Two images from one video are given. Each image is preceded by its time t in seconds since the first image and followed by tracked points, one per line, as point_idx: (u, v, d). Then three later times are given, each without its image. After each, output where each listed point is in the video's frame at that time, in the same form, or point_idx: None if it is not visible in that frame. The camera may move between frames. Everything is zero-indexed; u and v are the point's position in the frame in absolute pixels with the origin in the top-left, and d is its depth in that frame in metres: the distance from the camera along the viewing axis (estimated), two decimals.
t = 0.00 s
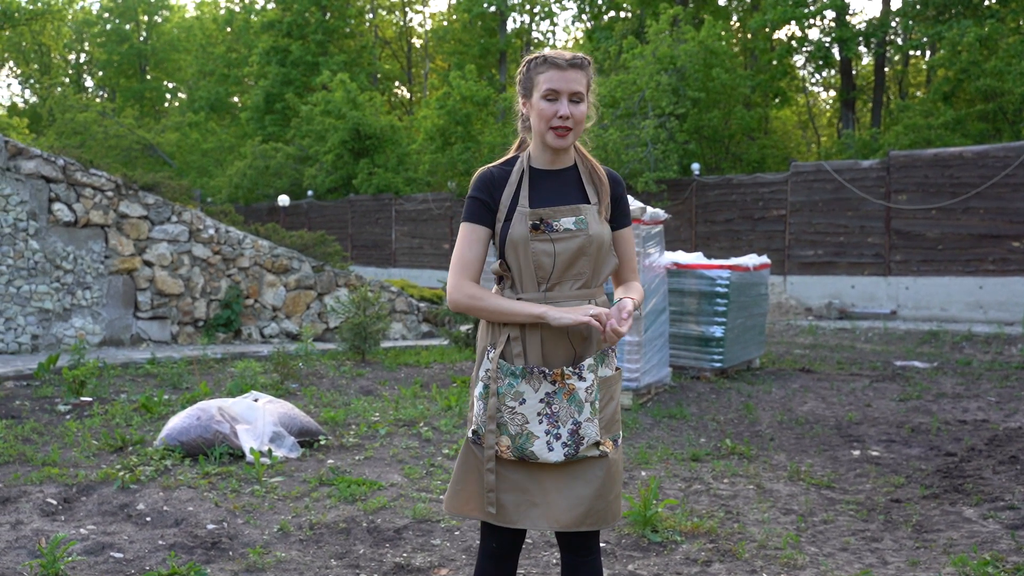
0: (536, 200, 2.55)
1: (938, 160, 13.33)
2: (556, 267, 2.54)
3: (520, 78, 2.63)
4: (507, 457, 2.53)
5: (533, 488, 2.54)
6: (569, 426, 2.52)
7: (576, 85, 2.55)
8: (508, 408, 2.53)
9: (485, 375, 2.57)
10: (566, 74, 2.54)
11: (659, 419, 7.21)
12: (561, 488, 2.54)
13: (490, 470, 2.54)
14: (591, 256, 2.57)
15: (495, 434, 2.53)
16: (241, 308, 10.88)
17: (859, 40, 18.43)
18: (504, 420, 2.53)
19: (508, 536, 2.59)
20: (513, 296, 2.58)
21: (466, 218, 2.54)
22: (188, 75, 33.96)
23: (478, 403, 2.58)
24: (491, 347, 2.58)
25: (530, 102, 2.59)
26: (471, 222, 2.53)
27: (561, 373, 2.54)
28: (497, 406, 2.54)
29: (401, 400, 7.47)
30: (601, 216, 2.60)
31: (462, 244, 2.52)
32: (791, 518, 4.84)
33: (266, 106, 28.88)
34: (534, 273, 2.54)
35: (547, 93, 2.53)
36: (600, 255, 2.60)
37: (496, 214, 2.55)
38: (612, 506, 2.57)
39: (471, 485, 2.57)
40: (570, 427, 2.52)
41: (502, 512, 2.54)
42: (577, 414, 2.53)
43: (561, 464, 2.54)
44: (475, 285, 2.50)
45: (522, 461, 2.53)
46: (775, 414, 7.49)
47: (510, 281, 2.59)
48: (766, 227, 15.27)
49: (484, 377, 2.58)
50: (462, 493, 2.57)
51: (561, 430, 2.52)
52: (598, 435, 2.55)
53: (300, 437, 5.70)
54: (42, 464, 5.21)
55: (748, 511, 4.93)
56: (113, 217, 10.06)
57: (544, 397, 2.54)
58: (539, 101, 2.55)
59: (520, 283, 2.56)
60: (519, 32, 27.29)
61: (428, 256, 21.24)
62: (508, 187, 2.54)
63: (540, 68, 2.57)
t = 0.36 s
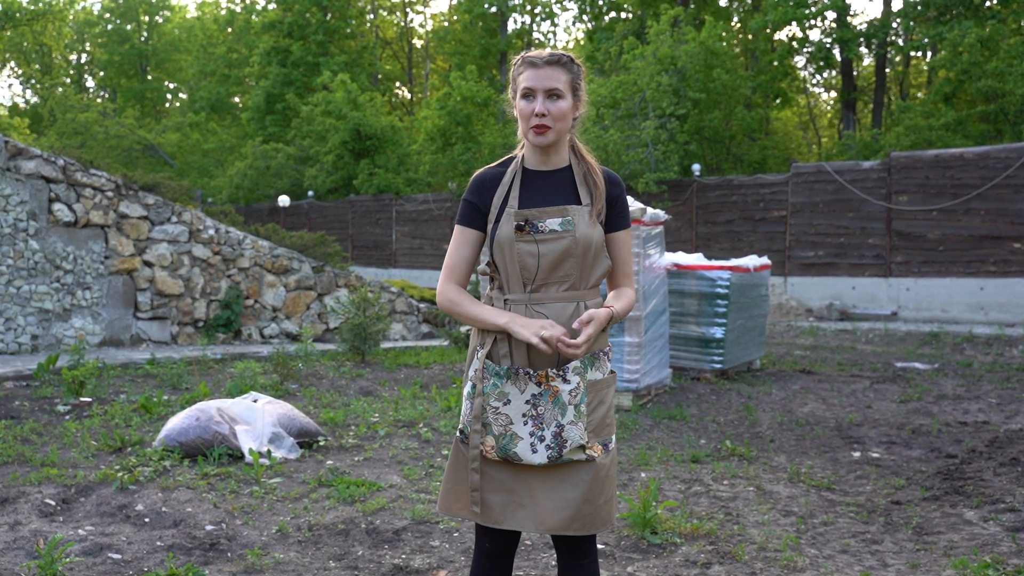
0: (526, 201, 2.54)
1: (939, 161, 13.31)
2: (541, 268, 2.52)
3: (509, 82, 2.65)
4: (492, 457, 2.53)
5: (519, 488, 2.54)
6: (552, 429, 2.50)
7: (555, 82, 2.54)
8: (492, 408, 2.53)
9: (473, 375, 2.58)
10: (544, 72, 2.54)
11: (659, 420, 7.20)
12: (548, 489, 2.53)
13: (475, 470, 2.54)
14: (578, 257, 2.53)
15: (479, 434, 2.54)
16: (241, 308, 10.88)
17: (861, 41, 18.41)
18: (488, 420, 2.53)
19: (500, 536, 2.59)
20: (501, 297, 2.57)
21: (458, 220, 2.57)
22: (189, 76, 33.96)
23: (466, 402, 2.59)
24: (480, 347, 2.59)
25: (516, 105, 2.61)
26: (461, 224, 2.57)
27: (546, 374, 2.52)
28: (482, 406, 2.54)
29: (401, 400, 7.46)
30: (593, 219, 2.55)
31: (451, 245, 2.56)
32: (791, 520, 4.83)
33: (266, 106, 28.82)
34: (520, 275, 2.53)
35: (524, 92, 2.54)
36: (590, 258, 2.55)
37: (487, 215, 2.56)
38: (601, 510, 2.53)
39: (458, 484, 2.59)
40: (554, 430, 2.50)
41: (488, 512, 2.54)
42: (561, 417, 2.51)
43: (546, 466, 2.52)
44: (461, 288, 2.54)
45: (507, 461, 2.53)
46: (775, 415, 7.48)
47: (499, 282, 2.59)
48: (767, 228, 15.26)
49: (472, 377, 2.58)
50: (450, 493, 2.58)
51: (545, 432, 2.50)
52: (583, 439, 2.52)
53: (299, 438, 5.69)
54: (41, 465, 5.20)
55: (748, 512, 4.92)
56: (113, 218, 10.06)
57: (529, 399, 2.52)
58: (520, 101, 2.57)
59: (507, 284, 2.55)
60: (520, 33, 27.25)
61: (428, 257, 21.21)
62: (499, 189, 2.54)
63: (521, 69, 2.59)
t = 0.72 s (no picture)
0: (514, 202, 2.52)
1: (942, 162, 13.28)
2: (530, 270, 2.49)
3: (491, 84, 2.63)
4: (485, 460, 2.52)
5: (512, 491, 2.53)
6: (546, 430, 2.48)
7: (537, 81, 2.51)
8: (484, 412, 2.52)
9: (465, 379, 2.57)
10: (525, 72, 2.51)
11: (661, 421, 7.18)
12: (542, 492, 2.51)
13: (468, 473, 2.53)
14: (568, 259, 2.50)
15: (472, 437, 2.53)
16: (243, 309, 10.88)
17: (864, 41, 18.39)
18: (481, 423, 2.52)
19: (497, 539, 2.57)
20: (491, 300, 2.54)
21: (445, 223, 2.56)
22: (192, 76, 34.01)
23: (459, 405, 2.59)
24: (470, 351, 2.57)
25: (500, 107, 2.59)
26: (448, 227, 2.56)
27: (538, 376, 2.50)
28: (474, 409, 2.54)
29: (403, 402, 7.45)
30: (583, 219, 2.52)
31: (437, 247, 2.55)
32: (793, 522, 4.81)
33: (269, 107, 28.79)
34: (510, 277, 2.50)
35: (507, 93, 2.51)
36: (580, 259, 2.52)
37: (474, 218, 2.54)
38: (595, 512, 2.51)
39: (451, 488, 2.58)
40: (547, 432, 2.48)
41: (481, 515, 2.53)
42: (553, 419, 2.49)
43: (540, 468, 2.51)
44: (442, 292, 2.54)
45: (500, 464, 2.52)
46: (778, 416, 7.47)
47: (489, 285, 2.56)
48: (769, 228, 15.24)
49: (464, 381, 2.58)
50: (443, 497, 2.57)
51: (538, 434, 2.48)
52: (576, 440, 2.50)
53: (301, 439, 5.68)
54: (43, 465, 5.21)
55: (751, 514, 4.90)
56: (116, 218, 10.06)
57: (522, 401, 2.50)
58: (502, 102, 2.54)
59: (497, 287, 2.53)
60: (523, 33, 27.22)
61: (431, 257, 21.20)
62: (486, 191, 2.53)
63: (503, 70, 2.56)
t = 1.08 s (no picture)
0: (505, 205, 2.51)
1: (949, 161, 13.24)
2: (524, 272, 2.48)
3: (480, 82, 2.61)
4: (484, 464, 2.50)
5: (511, 494, 2.51)
6: (545, 433, 2.47)
7: (531, 80, 2.50)
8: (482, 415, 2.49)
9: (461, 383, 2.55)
10: (519, 71, 2.50)
11: (667, 422, 7.16)
12: (540, 495, 2.50)
13: (466, 478, 2.52)
14: (561, 260, 2.50)
15: (470, 442, 2.51)
16: (249, 310, 10.89)
17: (870, 41, 18.34)
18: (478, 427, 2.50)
19: (496, 543, 2.56)
20: (484, 302, 2.53)
21: (432, 226, 2.54)
22: (198, 77, 34.09)
23: (456, 410, 2.57)
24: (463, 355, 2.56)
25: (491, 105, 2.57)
26: (436, 229, 2.53)
27: (536, 378, 2.49)
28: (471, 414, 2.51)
29: (408, 402, 7.45)
30: (574, 220, 2.52)
31: (426, 250, 2.53)
32: (800, 523, 4.80)
33: (275, 108, 28.81)
34: (504, 280, 2.49)
35: (500, 91, 2.49)
36: (572, 259, 2.52)
37: (464, 221, 2.53)
38: (594, 512, 2.51)
39: (449, 493, 2.56)
40: (546, 434, 2.47)
41: (480, 519, 2.52)
42: (553, 420, 2.48)
43: (539, 471, 2.50)
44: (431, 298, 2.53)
45: (499, 468, 2.50)
46: (784, 417, 7.44)
47: (482, 287, 2.55)
48: (776, 228, 15.21)
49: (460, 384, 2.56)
50: (441, 502, 2.56)
51: (538, 437, 2.47)
52: (575, 441, 2.49)
53: (306, 439, 5.68)
54: (50, 466, 5.22)
55: (757, 515, 4.89)
56: (122, 219, 10.08)
57: (519, 404, 2.49)
58: (495, 100, 2.51)
59: (490, 289, 2.52)
60: (529, 33, 27.18)
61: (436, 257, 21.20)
62: (475, 193, 2.52)
63: (495, 69, 2.54)
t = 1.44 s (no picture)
0: (502, 205, 2.51)
1: (956, 162, 13.20)
2: (527, 272, 2.48)
3: (474, 84, 2.60)
4: (489, 466, 2.48)
5: (515, 497, 2.49)
6: (550, 432, 2.48)
7: (533, 85, 2.52)
8: (487, 417, 2.47)
9: (462, 386, 2.52)
10: (523, 75, 2.52)
11: (673, 423, 7.16)
12: (543, 495, 2.50)
13: (470, 481, 2.49)
14: (561, 260, 2.53)
15: (474, 445, 2.48)
16: (256, 310, 10.91)
17: (877, 41, 18.30)
18: (483, 430, 2.48)
19: (499, 546, 2.55)
20: (484, 304, 2.50)
21: (431, 228, 2.48)
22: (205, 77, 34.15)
23: (456, 413, 2.53)
24: (464, 357, 2.52)
25: (489, 106, 2.56)
26: (436, 232, 2.47)
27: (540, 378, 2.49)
28: (475, 416, 2.48)
29: (414, 403, 7.46)
30: (569, 220, 2.56)
31: (432, 252, 2.46)
32: (806, 524, 4.79)
33: (282, 108, 28.85)
34: (505, 280, 2.48)
35: (505, 95, 2.50)
36: (570, 259, 2.55)
37: (461, 221, 2.49)
38: (596, 511, 2.53)
39: (450, 498, 2.53)
40: (552, 433, 2.48)
41: (484, 524, 2.49)
42: (558, 419, 2.49)
43: (543, 471, 2.50)
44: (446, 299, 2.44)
45: (503, 470, 2.49)
46: (791, 418, 7.43)
47: (481, 289, 2.52)
48: (782, 229, 15.18)
49: (460, 387, 2.52)
50: (442, 508, 2.52)
51: (543, 437, 2.47)
52: (579, 440, 2.51)
53: (313, 439, 5.69)
54: (57, 466, 5.24)
55: (764, 516, 4.88)
56: (129, 219, 10.11)
57: (523, 404, 2.48)
58: (498, 103, 2.51)
59: (491, 291, 2.49)
60: (535, 33, 27.15)
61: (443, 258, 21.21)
62: (472, 193, 2.49)
63: (495, 71, 2.54)
